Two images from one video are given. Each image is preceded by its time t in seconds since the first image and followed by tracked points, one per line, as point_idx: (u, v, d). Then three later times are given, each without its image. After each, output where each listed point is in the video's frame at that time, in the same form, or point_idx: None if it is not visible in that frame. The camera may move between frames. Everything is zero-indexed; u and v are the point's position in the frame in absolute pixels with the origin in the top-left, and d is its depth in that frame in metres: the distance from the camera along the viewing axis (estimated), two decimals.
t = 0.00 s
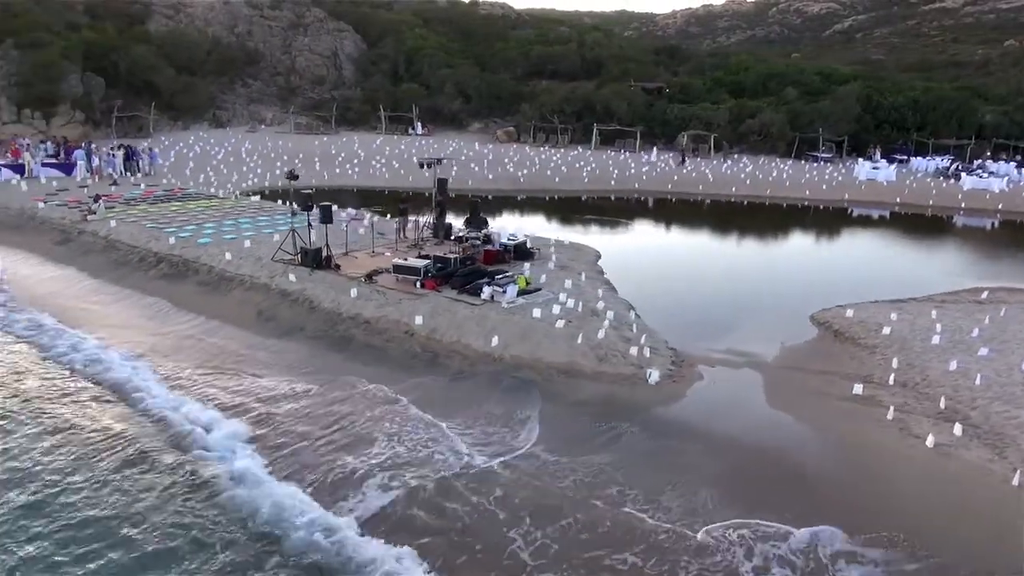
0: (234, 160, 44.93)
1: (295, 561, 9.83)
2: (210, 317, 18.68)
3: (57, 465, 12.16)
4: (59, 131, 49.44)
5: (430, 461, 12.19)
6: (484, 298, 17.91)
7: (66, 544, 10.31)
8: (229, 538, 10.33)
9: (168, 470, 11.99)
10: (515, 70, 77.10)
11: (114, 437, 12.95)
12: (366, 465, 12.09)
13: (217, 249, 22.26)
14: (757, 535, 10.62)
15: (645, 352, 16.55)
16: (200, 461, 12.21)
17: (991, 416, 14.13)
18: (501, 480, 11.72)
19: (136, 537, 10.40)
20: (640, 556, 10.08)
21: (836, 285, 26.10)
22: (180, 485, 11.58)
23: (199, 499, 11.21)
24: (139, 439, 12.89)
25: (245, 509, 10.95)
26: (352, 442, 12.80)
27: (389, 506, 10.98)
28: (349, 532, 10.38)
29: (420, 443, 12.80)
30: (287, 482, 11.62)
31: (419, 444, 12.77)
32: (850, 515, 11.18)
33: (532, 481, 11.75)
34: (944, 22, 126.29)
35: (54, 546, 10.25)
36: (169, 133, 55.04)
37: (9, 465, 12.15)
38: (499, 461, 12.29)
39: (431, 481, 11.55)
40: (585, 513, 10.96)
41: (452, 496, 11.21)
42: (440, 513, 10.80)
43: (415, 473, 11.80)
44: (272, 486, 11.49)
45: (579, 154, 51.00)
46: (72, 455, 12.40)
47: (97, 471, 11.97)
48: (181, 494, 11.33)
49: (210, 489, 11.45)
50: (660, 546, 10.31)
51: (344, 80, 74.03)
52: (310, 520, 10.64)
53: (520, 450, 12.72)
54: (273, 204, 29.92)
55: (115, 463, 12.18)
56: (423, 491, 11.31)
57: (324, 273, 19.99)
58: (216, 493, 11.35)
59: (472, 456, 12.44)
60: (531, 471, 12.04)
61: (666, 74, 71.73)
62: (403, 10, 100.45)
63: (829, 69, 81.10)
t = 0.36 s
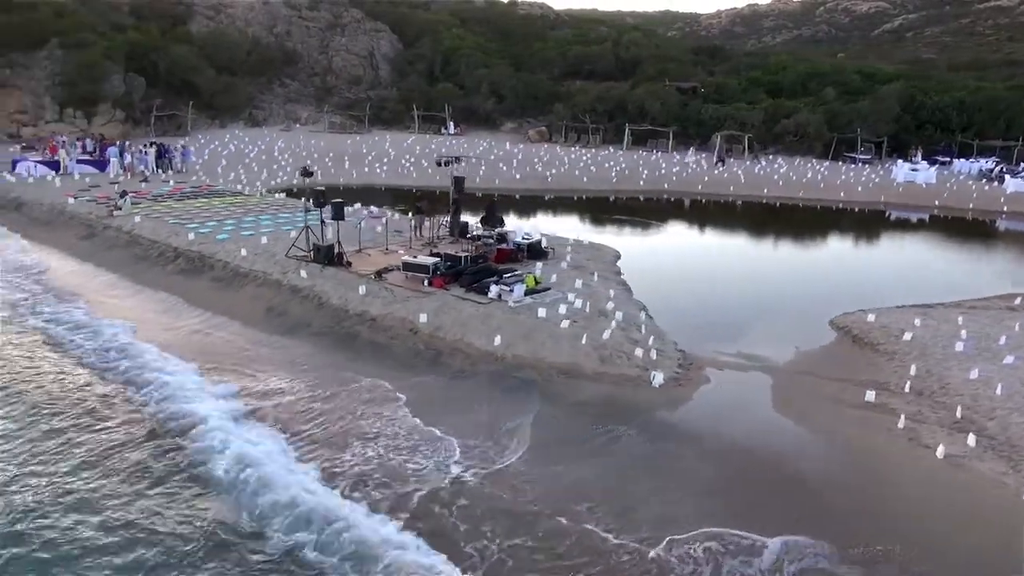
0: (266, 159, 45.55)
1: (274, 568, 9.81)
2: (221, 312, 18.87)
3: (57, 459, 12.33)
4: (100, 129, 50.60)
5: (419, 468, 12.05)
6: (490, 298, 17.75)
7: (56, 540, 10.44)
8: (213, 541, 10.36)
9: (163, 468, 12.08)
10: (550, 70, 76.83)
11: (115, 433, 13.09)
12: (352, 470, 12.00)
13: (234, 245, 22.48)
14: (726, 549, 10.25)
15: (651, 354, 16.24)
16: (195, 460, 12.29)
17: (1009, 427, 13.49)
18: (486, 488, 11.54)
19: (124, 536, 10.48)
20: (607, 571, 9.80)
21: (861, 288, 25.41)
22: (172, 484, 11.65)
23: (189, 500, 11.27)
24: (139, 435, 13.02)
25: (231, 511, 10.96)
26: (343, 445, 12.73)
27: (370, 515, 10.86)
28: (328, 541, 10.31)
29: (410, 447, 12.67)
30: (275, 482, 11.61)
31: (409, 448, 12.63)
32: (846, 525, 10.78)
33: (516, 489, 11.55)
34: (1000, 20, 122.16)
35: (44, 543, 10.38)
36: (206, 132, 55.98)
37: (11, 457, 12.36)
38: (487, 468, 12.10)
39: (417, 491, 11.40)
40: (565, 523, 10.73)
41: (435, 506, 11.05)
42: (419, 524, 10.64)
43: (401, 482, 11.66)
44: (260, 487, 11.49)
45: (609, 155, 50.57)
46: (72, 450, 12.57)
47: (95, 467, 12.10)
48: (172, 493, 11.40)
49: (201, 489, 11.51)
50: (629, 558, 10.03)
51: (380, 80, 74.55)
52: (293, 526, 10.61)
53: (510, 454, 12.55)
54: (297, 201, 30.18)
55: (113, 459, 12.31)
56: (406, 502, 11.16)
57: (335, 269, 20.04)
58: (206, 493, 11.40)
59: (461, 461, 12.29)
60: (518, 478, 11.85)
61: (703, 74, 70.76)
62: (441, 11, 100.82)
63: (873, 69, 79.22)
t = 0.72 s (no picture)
0: (298, 157, 46.03)
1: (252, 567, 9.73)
2: (234, 308, 18.99)
3: (57, 450, 12.43)
4: (140, 126, 51.67)
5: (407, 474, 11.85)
6: (498, 296, 17.54)
7: (53, 530, 10.51)
8: (199, 537, 10.32)
9: (159, 461, 12.08)
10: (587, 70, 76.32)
11: (116, 426, 13.16)
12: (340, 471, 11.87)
13: (252, 241, 22.65)
14: (687, 565, 9.93)
15: (659, 356, 15.86)
16: (190, 454, 12.28)
17: None
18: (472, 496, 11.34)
19: (111, 529, 10.50)
20: None
21: (891, 292, 24.61)
22: (166, 478, 11.65)
23: (180, 494, 11.26)
24: (140, 429, 13.06)
25: (218, 509, 10.90)
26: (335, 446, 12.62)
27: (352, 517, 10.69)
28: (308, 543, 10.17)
29: (402, 452, 12.50)
30: (264, 479, 11.53)
31: (400, 452, 12.49)
32: (844, 544, 10.38)
33: (503, 494, 11.39)
34: None
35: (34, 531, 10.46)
36: (244, 129, 56.80)
37: (13, 446, 12.48)
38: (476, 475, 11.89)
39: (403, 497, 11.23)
40: (548, 531, 10.52)
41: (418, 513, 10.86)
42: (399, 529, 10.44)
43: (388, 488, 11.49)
44: (248, 485, 11.42)
45: (641, 155, 49.97)
46: (74, 442, 12.66)
47: (93, 460, 12.16)
48: (164, 488, 11.40)
49: (194, 484, 11.48)
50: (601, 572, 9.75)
51: (416, 80, 74.81)
52: (277, 526, 10.51)
53: (501, 457, 12.35)
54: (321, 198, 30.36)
55: (111, 452, 12.37)
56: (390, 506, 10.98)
57: (347, 266, 20.04)
58: (197, 489, 11.36)
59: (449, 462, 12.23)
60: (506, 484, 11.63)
61: (742, 73, 69.55)
62: (481, 11, 100.91)
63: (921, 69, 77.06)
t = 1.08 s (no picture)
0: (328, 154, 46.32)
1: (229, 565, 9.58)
2: (243, 302, 19.04)
3: (50, 443, 12.40)
4: (176, 124, 52.52)
5: (394, 475, 11.67)
6: (504, 295, 17.29)
7: (41, 519, 10.48)
8: (179, 533, 10.18)
9: (149, 455, 12.01)
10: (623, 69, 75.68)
11: (112, 420, 13.11)
12: (327, 468, 11.71)
13: (268, 236, 22.74)
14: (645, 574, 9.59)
15: (665, 358, 15.47)
16: (181, 450, 12.15)
17: None
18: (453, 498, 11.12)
19: (93, 523, 10.40)
20: None
21: (919, 298, 23.80)
22: (155, 472, 11.57)
23: (165, 489, 11.14)
24: (137, 420, 13.08)
25: (202, 500, 10.85)
26: (325, 443, 12.46)
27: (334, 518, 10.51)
28: (287, 542, 10.00)
29: (391, 452, 12.34)
30: (249, 475, 11.43)
31: (388, 452, 12.33)
32: (842, 559, 9.94)
33: (490, 495, 11.16)
34: None
35: (19, 521, 10.42)
36: (278, 127, 57.43)
37: (8, 436, 12.48)
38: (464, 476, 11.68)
39: (387, 496, 11.03)
40: (532, 536, 10.28)
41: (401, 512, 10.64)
42: (378, 532, 10.23)
43: (373, 486, 11.31)
44: (235, 482, 11.28)
45: (673, 155, 49.27)
46: (69, 435, 12.63)
47: (85, 452, 12.15)
48: (150, 483, 11.28)
49: (180, 478, 11.39)
50: None
51: (451, 80, 74.90)
52: (259, 523, 10.36)
53: (492, 458, 12.13)
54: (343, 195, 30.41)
55: (103, 447, 12.29)
56: (372, 506, 10.78)
57: (358, 262, 19.99)
58: (183, 484, 11.24)
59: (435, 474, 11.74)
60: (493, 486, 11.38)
61: (781, 73, 68.22)
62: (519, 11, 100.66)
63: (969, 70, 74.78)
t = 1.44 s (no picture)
0: (354, 152, 46.52)
1: (197, 559, 9.37)
2: (249, 299, 19.07)
3: (40, 433, 12.36)
4: (207, 121, 53.21)
5: (375, 473, 11.45)
6: (506, 294, 17.06)
7: (23, 507, 10.42)
8: (151, 526, 10.00)
9: (137, 446, 11.93)
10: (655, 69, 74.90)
11: (100, 413, 13.00)
12: (307, 465, 11.50)
13: (279, 232, 22.80)
14: None
15: (666, 361, 15.10)
16: (164, 444, 11.98)
17: None
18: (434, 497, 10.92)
19: (66, 514, 10.25)
20: None
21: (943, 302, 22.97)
22: (140, 462, 11.48)
23: (145, 481, 11.02)
24: (129, 412, 13.02)
25: (183, 492, 10.74)
26: (308, 440, 12.26)
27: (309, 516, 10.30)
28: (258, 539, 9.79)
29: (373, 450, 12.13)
30: (233, 469, 11.31)
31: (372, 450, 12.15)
32: (832, 572, 9.49)
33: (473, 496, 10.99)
34: None
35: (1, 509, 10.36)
36: (307, 125, 57.89)
37: None
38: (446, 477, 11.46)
39: (365, 495, 10.81)
40: (509, 538, 10.03)
41: (377, 513, 10.42)
42: (352, 531, 9.99)
43: (352, 484, 11.10)
44: (214, 477, 11.11)
45: (700, 155, 48.58)
46: (61, 425, 12.60)
47: (75, 441, 12.10)
48: (128, 475, 11.11)
49: (165, 469, 11.29)
50: None
51: (481, 79, 74.85)
52: (232, 519, 10.16)
53: (477, 458, 11.93)
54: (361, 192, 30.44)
55: (93, 437, 12.24)
56: (349, 506, 10.55)
57: (364, 259, 19.92)
58: (162, 477, 11.08)
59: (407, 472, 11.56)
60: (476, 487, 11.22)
61: (816, 74, 66.95)
62: (552, 10, 100.32)
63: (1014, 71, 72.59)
